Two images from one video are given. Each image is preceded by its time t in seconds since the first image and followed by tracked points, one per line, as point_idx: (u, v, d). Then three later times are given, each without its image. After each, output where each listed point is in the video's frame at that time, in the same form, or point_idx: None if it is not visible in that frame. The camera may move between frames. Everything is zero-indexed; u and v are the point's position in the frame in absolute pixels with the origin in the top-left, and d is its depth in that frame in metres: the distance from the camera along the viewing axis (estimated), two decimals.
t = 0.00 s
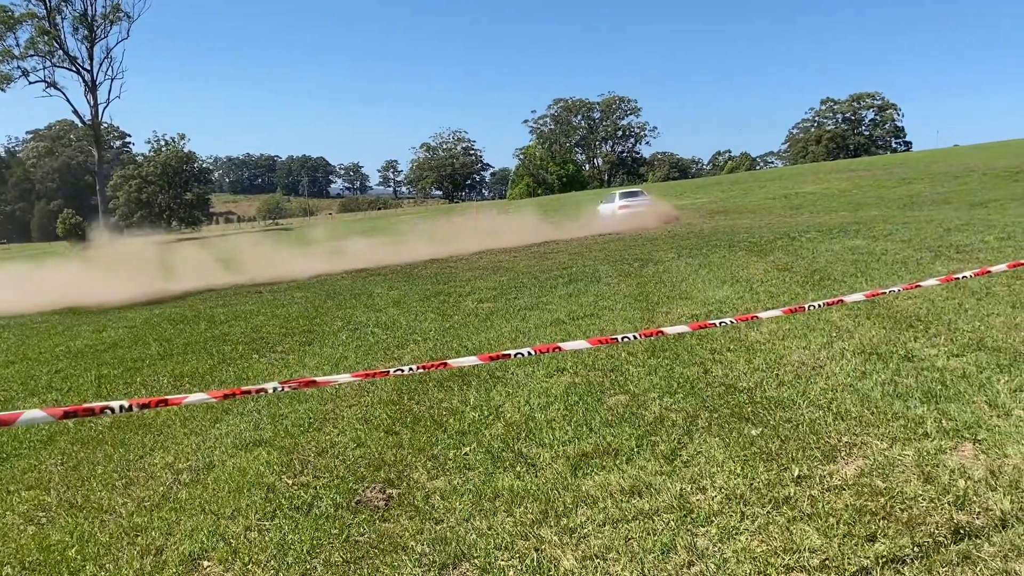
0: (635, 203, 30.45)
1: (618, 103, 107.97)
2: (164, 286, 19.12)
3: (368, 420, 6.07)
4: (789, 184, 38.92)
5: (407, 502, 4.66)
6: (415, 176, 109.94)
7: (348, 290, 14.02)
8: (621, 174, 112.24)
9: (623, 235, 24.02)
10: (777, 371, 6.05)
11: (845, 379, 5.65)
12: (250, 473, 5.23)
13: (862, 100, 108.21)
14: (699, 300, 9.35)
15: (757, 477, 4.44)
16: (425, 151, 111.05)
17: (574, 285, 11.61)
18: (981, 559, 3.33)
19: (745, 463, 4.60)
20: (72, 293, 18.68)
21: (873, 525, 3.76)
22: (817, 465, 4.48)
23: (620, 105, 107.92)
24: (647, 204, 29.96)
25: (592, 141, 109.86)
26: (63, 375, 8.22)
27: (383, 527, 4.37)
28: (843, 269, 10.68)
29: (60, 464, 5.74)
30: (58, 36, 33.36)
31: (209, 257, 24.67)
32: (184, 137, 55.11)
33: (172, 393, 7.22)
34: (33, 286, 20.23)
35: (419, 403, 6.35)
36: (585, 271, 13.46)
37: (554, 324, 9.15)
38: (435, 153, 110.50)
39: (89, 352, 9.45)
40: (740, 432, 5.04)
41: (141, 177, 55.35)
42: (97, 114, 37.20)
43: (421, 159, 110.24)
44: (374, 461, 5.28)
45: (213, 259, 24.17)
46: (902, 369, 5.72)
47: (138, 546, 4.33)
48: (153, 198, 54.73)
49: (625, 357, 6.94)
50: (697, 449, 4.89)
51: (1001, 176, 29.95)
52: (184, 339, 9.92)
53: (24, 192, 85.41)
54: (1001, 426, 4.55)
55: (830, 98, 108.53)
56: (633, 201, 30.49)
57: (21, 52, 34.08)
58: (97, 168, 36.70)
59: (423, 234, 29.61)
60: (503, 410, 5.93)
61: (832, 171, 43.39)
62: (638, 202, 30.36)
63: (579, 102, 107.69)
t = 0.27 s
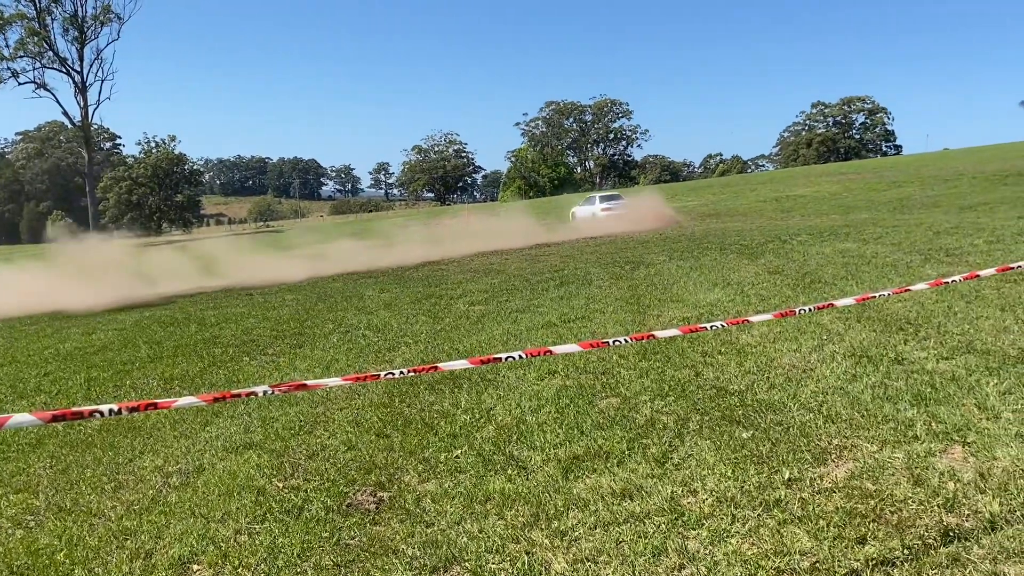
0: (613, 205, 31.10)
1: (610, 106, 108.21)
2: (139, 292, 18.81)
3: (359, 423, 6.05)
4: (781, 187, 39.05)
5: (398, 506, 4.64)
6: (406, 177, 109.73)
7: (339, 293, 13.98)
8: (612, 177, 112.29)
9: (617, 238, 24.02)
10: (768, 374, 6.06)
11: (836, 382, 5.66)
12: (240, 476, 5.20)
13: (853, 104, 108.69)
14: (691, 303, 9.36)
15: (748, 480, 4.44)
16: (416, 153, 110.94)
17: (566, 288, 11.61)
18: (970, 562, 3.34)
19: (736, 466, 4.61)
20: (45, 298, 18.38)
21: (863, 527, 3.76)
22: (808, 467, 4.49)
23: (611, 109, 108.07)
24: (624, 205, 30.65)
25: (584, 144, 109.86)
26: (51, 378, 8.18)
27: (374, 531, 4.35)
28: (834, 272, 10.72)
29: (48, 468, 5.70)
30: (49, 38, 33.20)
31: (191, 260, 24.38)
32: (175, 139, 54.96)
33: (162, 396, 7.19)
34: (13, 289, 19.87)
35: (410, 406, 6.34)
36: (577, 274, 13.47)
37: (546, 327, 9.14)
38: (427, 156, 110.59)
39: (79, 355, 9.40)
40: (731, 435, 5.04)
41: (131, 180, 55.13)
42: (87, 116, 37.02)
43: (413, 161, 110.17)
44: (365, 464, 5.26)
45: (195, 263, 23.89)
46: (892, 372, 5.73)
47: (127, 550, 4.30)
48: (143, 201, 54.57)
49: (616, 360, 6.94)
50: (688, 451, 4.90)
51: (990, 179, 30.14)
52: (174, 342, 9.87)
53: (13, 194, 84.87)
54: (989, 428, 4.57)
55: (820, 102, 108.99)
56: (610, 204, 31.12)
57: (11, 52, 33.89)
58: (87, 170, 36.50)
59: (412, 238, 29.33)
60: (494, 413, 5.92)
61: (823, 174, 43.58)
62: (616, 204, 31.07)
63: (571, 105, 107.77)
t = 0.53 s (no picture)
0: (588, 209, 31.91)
1: (604, 110, 108.28)
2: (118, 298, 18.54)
3: (353, 426, 6.04)
4: (774, 191, 39.14)
5: (392, 509, 4.63)
6: (401, 180, 109.66)
7: (333, 296, 13.92)
8: (606, 181, 111.93)
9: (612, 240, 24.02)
10: (762, 377, 6.07)
11: (829, 385, 5.68)
12: (234, 479, 5.19)
13: (846, 108, 108.94)
14: (685, 306, 9.37)
15: (742, 483, 4.45)
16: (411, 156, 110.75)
17: (560, 290, 11.64)
18: (962, 564, 3.35)
19: (730, 468, 4.61)
20: (23, 299, 18.39)
21: (857, 530, 3.77)
22: (801, 470, 4.50)
23: (605, 112, 108.05)
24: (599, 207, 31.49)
25: (578, 147, 109.89)
26: (45, 381, 8.15)
27: (369, 534, 4.34)
28: (828, 276, 10.74)
29: (41, 471, 5.67)
30: (42, 39, 33.09)
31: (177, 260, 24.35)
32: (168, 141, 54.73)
33: (155, 399, 7.17)
34: None
35: (404, 409, 6.33)
36: (572, 277, 13.48)
37: (541, 330, 9.14)
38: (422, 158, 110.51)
39: (72, 358, 9.36)
40: (725, 438, 5.05)
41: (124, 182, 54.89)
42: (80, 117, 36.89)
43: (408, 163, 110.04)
44: (359, 467, 5.25)
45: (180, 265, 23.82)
46: (885, 375, 5.75)
47: (120, 553, 4.27)
48: (137, 203, 54.37)
49: (611, 363, 6.95)
50: (683, 454, 4.90)
51: (982, 183, 30.28)
52: (168, 345, 9.85)
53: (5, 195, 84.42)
54: (982, 431, 4.59)
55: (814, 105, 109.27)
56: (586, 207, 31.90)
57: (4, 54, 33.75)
58: (80, 172, 36.35)
59: (404, 242, 29.10)
60: (489, 416, 5.92)
61: (816, 178, 43.70)
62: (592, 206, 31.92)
63: (564, 108, 107.74)
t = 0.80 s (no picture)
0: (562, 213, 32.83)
1: (600, 113, 108.40)
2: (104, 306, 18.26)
3: (349, 429, 6.04)
4: (769, 194, 39.22)
5: (388, 512, 4.63)
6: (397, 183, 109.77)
7: (328, 298, 13.88)
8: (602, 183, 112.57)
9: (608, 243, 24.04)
10: (758, 380, 6.08)
11: (825, 388, 5.69)
12: (230, 482, 5.18)
13: (841, 112, 109.08)
14: (681, 309, 9.39)
15: (737, 486, 4.45)
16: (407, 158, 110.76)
17: (555, 293, 11.64)
18: (957, 567, 3.35)
19: (726, 472, 4.62)
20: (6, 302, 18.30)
21: (852, 533, 3.78)
22: (797, 474, 4.51)
23: (601, 115, 108.22)
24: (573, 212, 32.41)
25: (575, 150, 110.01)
26: (40, 383, 8.14)
27: (364, 537, 4.34)
28: (823, 279, 10.77)
29: (36, 473, 5.66)
30: (38, 41, 33.01)
31: (168, 262, 24.25)
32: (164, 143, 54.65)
33: (151, 402, 7.16)
34: None
35: (400, 412, 6.33)
36: (567, 280, 13.49)
37: (537, 332, 9.15)
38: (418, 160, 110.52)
39: (67, 360, 9.35)
40: (720, 441, 5.06)
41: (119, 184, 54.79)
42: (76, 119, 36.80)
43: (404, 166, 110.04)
44: (355, 470, 5.25)
45: (171, 266, 23.72)
46: (880, 379, 5.77)
47: (115, 557, 4.26)
48: (132, 205, 54.28)
49: (607, 366, 6.96)
50: (678, 457, 4.90)
51: (977, 187, 30.34)
52: (164, 347, 9.84)
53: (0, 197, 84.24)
54: (976, 434, 4.60)
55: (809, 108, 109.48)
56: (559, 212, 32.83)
57: None
58: (76, 174, 36.25)
59: (399, 246, 28.86)
60: (485, 419, 5.92)
61: (811, 181, 43.78)
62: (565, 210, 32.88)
63: (560, 112, 107.65)
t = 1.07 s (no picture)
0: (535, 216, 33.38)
1: (597, 116, 108.59)
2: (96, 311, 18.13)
3: (346, 431, 6.03)
4: (766, 197, 39.30)
5: (385, 514, 4.63)
6: (395, 185, 109.93)
7: (326, 300, 13.86)
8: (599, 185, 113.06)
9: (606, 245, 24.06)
10: (755, 382, 6.09)
11: (822, 391, 5.69)
12: (227, 484, 5.17)
13: (837, 115, 109.30)
14: (678, 311, 9.40)
15: (733, 488, 4.46)
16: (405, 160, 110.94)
17: (553, 296, 11.64)
18: (954, 569, 3.36)
19: (723, 474, 4.62)
20: None
21: (849, 535, 3.78)
22: (793, 476, 4.51)
23: (599, 117, 108.47)
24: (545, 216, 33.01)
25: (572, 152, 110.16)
26: (37, 385, 8.14)
27: (361, 539, 4.33)
28: (820, 281, 10.79)
29: (32, 476, 5.65)
30: (36, 43, 33.00)
31: (163, 267, 24.12)
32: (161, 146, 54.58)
33: (148, 404, 7.15)
34: None
35: (397, 414, 6.33)
36: (565, 282, 13.51)
37: (535, 335, 9.15)
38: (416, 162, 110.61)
39: (64, 362, 9.33)
40: (717, 443, 5.06)
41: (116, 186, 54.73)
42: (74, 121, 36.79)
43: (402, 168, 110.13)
44: (352, 472, 5.24)
45: (165, 271, 23.57)
46: (877, 381, 5.77)
47: (112, 559, 4.26)
48: (130, 207, 54.26)
49: (604, 369, 6.97)
50: (675, 459, 4.91)
51: (974, 189, 30.40)
52: (161, 349, 9.83)
53: None
54: (973, 436, 4.61)
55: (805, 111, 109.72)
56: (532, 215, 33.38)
57: None
58: (73, 176, 36.24)
59: (396, 248, 28.76)
60: (482, 421, 5.93)
61: (808, 184, 43.88)
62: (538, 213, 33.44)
63: (557, 115, 107.72)
